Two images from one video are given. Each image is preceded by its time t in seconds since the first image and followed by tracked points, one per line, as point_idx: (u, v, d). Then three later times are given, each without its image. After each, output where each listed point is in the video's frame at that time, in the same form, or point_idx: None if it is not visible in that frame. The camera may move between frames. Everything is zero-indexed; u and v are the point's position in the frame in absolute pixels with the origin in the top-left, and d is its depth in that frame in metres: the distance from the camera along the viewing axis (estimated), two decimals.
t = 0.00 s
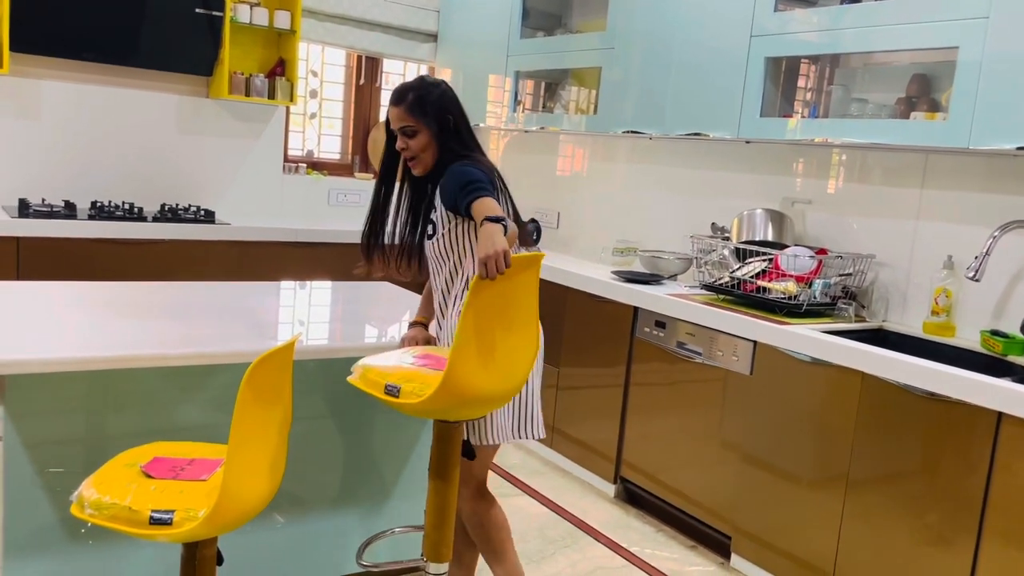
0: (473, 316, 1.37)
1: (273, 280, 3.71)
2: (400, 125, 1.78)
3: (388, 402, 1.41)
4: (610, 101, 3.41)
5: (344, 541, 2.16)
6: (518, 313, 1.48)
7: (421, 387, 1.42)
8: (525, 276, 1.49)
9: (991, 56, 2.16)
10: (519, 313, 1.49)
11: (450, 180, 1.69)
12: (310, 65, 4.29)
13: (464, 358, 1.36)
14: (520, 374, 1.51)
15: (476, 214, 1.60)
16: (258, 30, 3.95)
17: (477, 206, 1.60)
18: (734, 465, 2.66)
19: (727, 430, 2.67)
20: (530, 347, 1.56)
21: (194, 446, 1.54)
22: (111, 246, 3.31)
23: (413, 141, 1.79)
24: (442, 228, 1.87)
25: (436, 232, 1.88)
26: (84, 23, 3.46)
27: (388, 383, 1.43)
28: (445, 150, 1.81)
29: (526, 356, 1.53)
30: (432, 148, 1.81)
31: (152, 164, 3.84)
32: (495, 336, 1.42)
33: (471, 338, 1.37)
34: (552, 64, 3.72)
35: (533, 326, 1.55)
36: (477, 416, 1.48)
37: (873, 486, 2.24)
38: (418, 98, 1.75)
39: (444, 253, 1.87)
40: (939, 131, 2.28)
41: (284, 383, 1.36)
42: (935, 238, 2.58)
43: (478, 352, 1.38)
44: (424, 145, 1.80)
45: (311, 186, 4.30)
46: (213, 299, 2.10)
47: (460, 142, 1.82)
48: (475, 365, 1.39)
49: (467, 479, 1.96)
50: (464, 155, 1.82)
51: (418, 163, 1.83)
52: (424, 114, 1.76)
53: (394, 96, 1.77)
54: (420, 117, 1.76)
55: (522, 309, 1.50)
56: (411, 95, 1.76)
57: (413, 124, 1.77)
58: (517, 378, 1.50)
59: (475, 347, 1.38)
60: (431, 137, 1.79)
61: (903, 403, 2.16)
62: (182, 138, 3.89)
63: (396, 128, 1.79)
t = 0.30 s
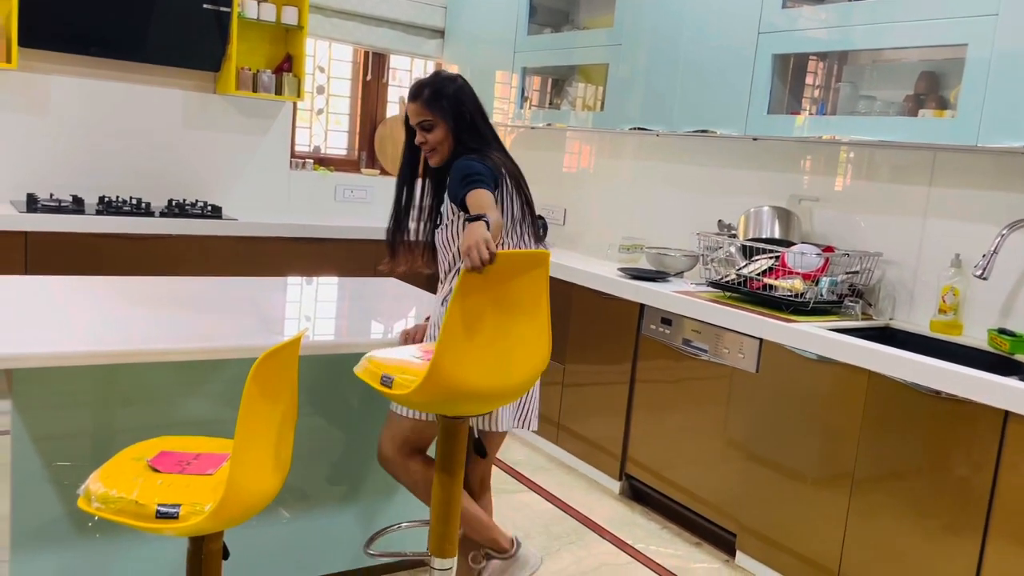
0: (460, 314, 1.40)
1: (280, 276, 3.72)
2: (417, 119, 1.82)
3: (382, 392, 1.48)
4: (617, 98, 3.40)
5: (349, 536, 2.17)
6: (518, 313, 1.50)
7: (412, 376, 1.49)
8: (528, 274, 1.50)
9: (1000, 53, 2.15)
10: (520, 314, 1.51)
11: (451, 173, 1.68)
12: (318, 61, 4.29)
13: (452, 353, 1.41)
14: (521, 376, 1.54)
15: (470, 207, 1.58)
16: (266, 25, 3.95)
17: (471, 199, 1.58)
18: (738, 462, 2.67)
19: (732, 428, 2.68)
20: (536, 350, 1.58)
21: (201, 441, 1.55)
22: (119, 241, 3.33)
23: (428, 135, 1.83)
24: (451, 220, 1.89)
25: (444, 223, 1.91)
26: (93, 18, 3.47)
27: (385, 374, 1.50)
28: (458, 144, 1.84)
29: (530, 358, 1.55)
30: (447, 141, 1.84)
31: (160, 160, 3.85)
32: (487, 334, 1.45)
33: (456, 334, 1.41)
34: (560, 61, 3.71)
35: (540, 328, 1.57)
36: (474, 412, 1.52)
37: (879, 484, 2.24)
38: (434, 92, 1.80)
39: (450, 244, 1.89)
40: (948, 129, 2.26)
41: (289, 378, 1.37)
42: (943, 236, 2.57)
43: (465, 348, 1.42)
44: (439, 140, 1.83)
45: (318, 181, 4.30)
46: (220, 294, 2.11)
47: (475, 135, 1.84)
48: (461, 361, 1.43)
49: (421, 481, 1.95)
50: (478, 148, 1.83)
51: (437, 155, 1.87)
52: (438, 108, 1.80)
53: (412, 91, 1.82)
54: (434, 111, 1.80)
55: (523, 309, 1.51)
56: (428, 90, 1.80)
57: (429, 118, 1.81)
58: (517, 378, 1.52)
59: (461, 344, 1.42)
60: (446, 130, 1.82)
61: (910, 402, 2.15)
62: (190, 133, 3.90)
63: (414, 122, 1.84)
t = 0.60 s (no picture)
0: (444, 306, 1.41)
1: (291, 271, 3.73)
2: (438, 104, 1.85)
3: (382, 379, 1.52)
4: (628, 95, 3.39)
5: (357, 531, 2.18)
6: (513, 309, 1.49)
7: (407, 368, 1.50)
8: (525, 270, 1.48)
9: (1016, 51, 2.13)
10: (518, 310, 1.50)
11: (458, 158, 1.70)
12: (330, 58, 4.31)
13: (437, 341, 1.42)
14: (518, 373, 1.51)
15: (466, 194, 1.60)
16: (279, 22, 3.97)
17: (467, 186, 1.61)
18: (748, 461, 2.66)
19: (742, 426, 2.67)
20: (538, 349, 1.56)
21: (211, 435, 1.56)
22: (132, 237, 3.35)
23: (446, 121, 1.86)
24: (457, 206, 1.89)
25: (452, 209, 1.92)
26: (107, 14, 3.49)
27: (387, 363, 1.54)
28: (474, 132, 1.85)
29: (529, 357, 1.53)
30: (465, 128, 1.86)
31: (173, 155, 3.88)
32: (476, 327, 1.45)
33: (439, 325, 1.42)
34: (571, 58, 3.71)
35: (543, 327, 1.55)
36: (469, 408, 1.51)
37: (890, 483, 2.23)
38: (454, 79, 1.82)
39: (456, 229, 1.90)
40: (962, 128, 2.25)
41: (299, 373, 1.38)
42: (956, 235, 2.55)
43: (450, 339, 1.43)
44: (457, 127, 1.85)
45: (329, 178, 4.32)
46: (232, 289, 2.12)
47: (491, 125, 1.85)
48: (447, 352, 1.44)
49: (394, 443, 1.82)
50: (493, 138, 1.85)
51: (455, 141, 1.89)
52: (457, 95, 1.82)
53: (435, 78, 1.86)
54: (453, 98, 1.83)
55: (520, 305, 1.50)
56: (449, 77, 1.83)
57: (449, 104, 1.84)
58: (514, 375, 1.51)
59: (446, 335, 1.43)
60: (465, 117, 1.84)
61: (921, 402, 2.14)
62: (203, 129, 3.92)
63: (434, 107, 1.87)
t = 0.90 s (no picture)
0: (469, 304, 1.42)
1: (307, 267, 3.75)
2: (448, 95, 1.84)
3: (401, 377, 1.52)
4: (645, 93, 3.38)
5: (372, 525, 2.19)
6: (534, 307, 1.50)
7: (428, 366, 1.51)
8: (548, 269, 1.49)
9: None
10: (539, 308, 1.51)
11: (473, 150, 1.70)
12: (347, 54, 4.31)
13: (460, 339, 1.43)
14: (539, 371, 1.52)
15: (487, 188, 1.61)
16: (296, 19, 3.98)
17: (488, 180, 1.61)
18: (764, 461, 2.65)
19: (758, 426, 2.66)
20: (558, 346, 1.56)
21: (230, 429, 1.57)
22: (151, 232, 3.38)
23: (456, 112, 1.85)
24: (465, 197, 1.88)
25: (460, 199, 1.90)
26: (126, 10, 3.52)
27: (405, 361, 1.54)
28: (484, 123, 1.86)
29: (550, 354, 1.54)
30: (475, 119, 1.85)
31: (191, 151, 3.90)
32: (499, 325, 1.46)
33: (464, 324, 1.43)
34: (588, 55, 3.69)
35: (563, 326, 1.56)
36: (490, 405, 1.52)
37: (909, 484, 2.21)
38: (467, 70, 1.82)
39: (465, 220, 1.88)
40: (983, 127, 2.23)
41: (318, 368, 1.38)
42: (977, 235, 2.53)
43: (473, 337, 1.44)
44: (468, 118, 1.85)
45: (345, 174, 4.33)
46: (250, 284, 2.13)
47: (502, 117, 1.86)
48: (471, 350, 1.44)
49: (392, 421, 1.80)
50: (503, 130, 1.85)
51: (462, 133, 1.87)
52: (469, 86, 1.82)
53: (446, 68, 1.85)
54: (465, 89, 1.82)
55: (541, 303, 1.51)
56: (462, 68, 1.83)
57: (460, 94, 1.82)
58: (535, 374, 1.51)
59: (471, 334, 1.44)
60: (477, 108, 1.83)
61: (941, 403, 2.12)
62: (220, 125, 3.94)
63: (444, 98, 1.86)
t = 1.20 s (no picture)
0: (500, 301, 1.37)
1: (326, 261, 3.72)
2: (463, 74, 1.80)
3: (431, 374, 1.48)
4: (670, 86, 3.32)
5: (395, 522, 2.16)
6: (568, 303, 1.45)
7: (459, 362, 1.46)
8: (581, 263, 1.44)
9: None
10: (573, 304, 1.46)
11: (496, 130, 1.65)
12: (367, 46, 4.28)
13: (493, 335, 1.38)
14: (572, 368, 1.48)
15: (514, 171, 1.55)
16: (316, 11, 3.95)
17: (516, 161, 1.56)
18: (792, 462, 2.60)
19: (786, 426, 2.61)
20: (591, 341, 1.52)
21: (256, 424, 1.54)
22: (170, 224, 3.35)
23: (474, 91, 1.81)
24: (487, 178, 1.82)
25: (481, 181, 1.83)
26: None
27: (435, 360, 1.49)
28: (501, 101, 1.82)
29: (583, 349, 1.49)
30: (493, 98, 1.82)
31: (210, 143, 3.88)
32: (532, 322, 1.41)
33: (496, 321, 1.38)
34: (612, 47, 3.64)
35: (597, 322, 1.51)
36: (523, 403, 1.48)
37: (943, 488, 2.15)
38: (480, 47, 1.78)
39: (486, 203, 1.82)
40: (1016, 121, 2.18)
41: (347, 363, 1.35)
42: (1014, 233, 2.46)
43: (506, 335, 1.39)
44: (485, 96, 1.81)
45: (365, 167, 4.30)
46: (272, 278, 2.10)
47: (519, 94, 1.82)
48: (503, 348, 1.40)
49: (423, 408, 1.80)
50: (521, 107, 1.82)
51: (480, 113, 1.84)
52: (484, 63, 1.78)
53: (457, 46, 1.80)
54: (481, 66, 1.78)
55: (575, 299, 1.46)
56: (474, 45, 1.78)
57: (476, 73, 1.78)
58: (568, 372, 1.47)
59: (503, 331, 1.39)
60: (493, 86, 1.80)
61: (979, 406, 2.06)
62: (239, 117, 3.92)
63: (459, 78, 1.81)
